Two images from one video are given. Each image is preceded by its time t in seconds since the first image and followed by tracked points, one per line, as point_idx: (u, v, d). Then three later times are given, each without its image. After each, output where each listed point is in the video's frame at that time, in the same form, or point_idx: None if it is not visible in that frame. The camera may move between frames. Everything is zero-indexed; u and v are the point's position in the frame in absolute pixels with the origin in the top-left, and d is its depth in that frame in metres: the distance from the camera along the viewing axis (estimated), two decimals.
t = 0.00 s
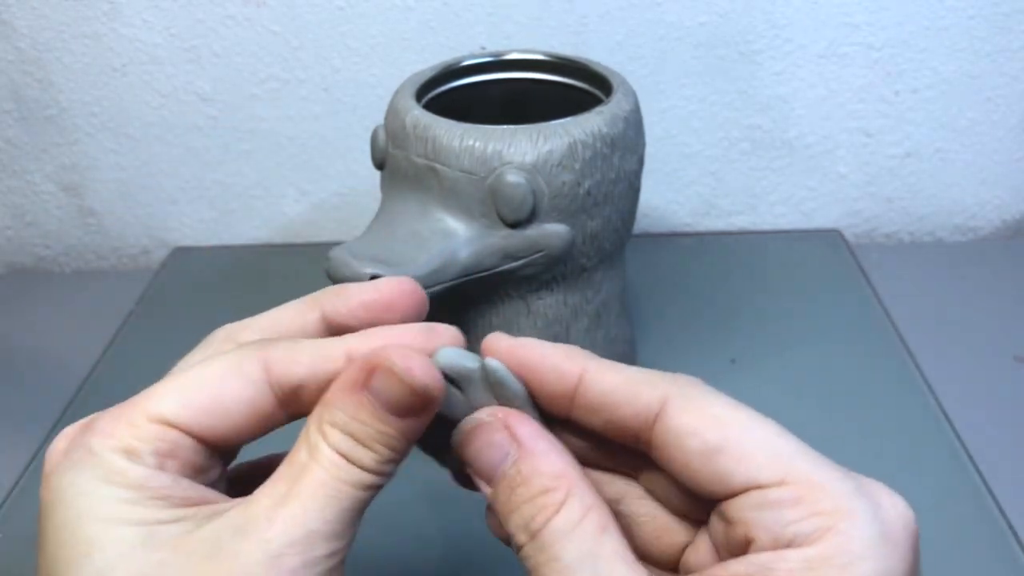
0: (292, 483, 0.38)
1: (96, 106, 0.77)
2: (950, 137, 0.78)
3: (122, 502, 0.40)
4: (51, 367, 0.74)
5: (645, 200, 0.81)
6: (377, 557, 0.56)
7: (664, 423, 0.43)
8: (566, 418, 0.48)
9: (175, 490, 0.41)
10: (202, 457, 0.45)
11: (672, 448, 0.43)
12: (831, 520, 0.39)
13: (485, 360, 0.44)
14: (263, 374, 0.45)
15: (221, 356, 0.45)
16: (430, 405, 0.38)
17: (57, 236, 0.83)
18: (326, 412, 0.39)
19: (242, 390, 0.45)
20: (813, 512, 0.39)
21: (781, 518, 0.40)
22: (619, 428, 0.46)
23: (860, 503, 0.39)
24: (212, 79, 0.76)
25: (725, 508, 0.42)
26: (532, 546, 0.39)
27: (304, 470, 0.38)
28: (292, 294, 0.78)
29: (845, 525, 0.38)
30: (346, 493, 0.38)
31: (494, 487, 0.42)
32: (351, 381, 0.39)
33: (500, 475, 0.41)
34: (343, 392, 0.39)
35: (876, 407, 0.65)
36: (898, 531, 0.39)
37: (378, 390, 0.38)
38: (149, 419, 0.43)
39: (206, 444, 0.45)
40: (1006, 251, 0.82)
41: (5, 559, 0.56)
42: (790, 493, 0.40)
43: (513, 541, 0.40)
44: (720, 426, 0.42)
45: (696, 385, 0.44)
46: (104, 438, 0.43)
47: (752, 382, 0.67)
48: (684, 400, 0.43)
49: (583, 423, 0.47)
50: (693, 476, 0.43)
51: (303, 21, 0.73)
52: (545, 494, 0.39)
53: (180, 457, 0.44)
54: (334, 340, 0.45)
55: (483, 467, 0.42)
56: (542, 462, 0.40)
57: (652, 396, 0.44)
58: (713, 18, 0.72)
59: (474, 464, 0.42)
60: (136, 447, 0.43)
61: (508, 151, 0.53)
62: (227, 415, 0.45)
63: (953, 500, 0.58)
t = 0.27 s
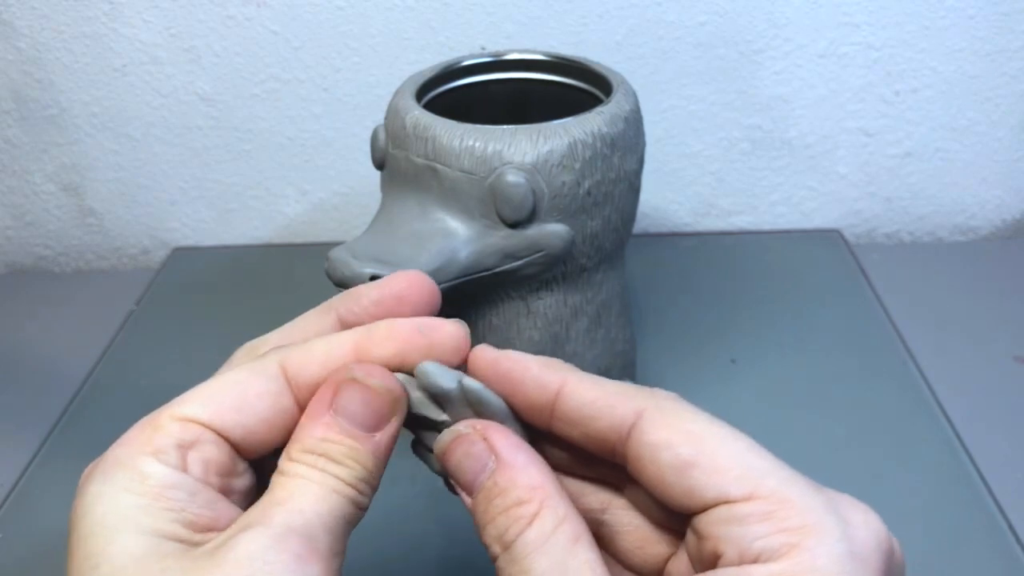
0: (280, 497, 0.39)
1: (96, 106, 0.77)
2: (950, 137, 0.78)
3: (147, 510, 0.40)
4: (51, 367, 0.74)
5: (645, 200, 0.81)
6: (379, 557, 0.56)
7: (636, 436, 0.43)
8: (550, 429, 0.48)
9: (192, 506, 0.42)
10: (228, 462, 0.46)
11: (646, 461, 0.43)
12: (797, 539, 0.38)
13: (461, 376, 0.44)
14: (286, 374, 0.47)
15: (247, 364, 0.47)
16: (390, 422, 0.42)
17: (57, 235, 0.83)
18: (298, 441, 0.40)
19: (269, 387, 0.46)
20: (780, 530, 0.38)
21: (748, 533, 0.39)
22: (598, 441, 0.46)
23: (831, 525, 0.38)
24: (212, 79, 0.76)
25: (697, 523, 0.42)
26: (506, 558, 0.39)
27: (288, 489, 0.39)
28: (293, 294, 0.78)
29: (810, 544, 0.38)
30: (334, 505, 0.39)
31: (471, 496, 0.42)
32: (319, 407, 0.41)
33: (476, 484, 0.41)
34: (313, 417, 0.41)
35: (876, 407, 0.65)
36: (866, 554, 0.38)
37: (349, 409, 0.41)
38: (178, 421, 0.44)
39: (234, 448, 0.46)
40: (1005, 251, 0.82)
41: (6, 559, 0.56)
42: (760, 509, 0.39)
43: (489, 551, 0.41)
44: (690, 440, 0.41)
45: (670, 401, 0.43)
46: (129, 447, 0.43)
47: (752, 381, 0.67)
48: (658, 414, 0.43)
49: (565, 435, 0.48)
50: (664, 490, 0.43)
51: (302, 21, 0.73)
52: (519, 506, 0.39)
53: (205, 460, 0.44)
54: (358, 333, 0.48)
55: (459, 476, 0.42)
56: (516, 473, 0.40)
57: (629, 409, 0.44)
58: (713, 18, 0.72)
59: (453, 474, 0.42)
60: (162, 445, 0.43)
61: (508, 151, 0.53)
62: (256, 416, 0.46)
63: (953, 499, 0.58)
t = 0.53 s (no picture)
0: (283, 475, 0.39)
1: (96, 106, 0.77)
2: (950, 137, 0.78)
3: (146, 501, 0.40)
4: (51, 367, 0.74)
5: (645, 200, 0.81)
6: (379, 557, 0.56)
7: (655, 426, 0.44)
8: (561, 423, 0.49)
9: (188, 494, 0.42)
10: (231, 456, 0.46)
11: (666, 450, 0.43)
12: (822, 525, 0.39)
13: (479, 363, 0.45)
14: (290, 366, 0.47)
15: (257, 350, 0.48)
16: (403, 386, 0.41)
17: (57, 235, 0.83)
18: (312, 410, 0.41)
19: (273, 380, 0.46)
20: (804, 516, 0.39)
21: (771, 519, 0.40)
22: (614, 432, 0.47)
23: (852, 511, 0.39)
24: (212, 79, 0.76)
25: (715, 511, 0.42)
26: (522, 548, 0.39)
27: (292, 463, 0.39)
28: (292, 295, 0.78)
29: (834, 530, 0.38)
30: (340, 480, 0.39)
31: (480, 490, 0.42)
32: (333, 371, 0.41)
33: (484, 477, 0.42)
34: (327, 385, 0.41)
35: (876, 407, 0.65)
36: (887, 539, 0.39)
37: (359, 373, 0.41)
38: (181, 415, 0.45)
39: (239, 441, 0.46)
40: (1005, 251, 0.82)
41: (6, 559, 0.56)
42: (783, 495, 0.40)
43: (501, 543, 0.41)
44: (710, 430, 0.42)
45: (686, 391, 0.44)
46: (136, 434, 0.44)
47: (752, 381, 0.67)
48: (675, 404, 0.44)
49: (577, 427, 0.48)
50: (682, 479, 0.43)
51: (302, 21, 0.73)
52: (535, 497, 0.40)
53: (207, 456, 0.45)
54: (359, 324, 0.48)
55: (468, 469, 0.42)
56: (531, 463, 0.41)
57: (646, 399, 0.44)
58: (713, 18, 0.72)
59: (461, 467, 0.43)
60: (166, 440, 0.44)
61: (507, 151, 0.53)
62: (258, 409, 0.46)
63: (953, 499, 0.58)
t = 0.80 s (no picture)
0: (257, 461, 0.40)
1: (96, 106, 0.77)
2: (950, 137, 0.78)
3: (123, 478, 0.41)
4: (51, 367, 0.74)
5: (645, 200, 0.81)
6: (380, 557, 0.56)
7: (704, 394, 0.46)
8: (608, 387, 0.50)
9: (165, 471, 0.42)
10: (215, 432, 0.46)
11: (713, 417, 0.46)
12: (855, 508, 0.41)
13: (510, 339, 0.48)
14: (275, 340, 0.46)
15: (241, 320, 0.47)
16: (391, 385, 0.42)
17: (57, 235, 0.83)
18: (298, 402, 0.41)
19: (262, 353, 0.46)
20: (839, 498, 0.41)
21: (805, 499, 0.42)
22: (660, 396, 0.49)
23: (883, 499, 0.41)
24: (212, 79, 0.76)
25: (753, 483, 0.45)
26: (559, 533, 0.40)
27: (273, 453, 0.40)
28: (291, 295, 0.78)
29: (866, 514, 0.41)
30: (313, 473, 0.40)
31: (514, 475, 0.42)
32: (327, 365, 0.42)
33: (522, 462, 0.41)
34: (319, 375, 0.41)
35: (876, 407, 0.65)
36: (913, 530, 0.41)
37: (349, 369, 0.41)
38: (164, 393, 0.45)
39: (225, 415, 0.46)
40: (1005, 252, 0.82)
41: (5, 559, 0.56)
42: (820, 477, 0.42)
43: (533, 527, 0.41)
44: (761, 404, 0.45)
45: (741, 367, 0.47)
46: (121, 411, 0.44)
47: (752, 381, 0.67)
48: (727, 377, 0.46)
49: (624, 389, 0.50)
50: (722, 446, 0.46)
51: (302, 21, 0.73)
52: (574, 485, 0.40)
53: (190, 435, 0.45)
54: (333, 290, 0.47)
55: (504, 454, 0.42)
56: (569, 452, 0.41)
57: (698, 366, 0.47)
58: (713, 18, 0.72)
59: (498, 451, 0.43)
60: (150, 419, 0.44)
61: (508, 151, 0.53)
62: (244, 382, 0.46)
63: (953, 499, 0.58)
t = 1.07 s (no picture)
0: (264, 472, 0.40)
1: (96, 106, 0.77)
2: (950, 137, 0.78)
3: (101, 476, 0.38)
4: (51, 367, 0.74)
5: (645, 200, 0.81)
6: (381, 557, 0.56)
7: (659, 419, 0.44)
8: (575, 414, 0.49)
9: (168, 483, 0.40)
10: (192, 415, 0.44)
11: (667, 443, 0.43)
12: (815, 522, 0.38)
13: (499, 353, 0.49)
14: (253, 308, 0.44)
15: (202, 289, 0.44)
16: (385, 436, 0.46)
17: (57, 235, 0.83)
18: (303, 424, 0.42)
19: (236, 324, 0.43)
20: (800, 512, 0.39)
21: (766, 515, 0.39)
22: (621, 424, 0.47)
23: (849, 505, 0.39)
24: (212, 79, 0.76)
25: (718, 505, 0.42)
26: (529, 544, 0.39)
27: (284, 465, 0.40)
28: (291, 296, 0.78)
29: (828, 525, 0.38)
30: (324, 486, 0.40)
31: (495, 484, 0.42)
32: (336, 403, 0.44)
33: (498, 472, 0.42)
34: (326, 410, 0.43)
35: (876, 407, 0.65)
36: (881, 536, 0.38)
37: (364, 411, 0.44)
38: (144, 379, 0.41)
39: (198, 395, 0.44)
40: (1005, 251, 0.82)
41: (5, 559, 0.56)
42: (781, 490, 0.39)
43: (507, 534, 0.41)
44: (711, 423, 0.42)
45: (699, 384, 0.44)
46: (91, 403, 0.40)
47: (752, 382, 0.67)
48: (684, 397, 0.43)
49: (589, 417, 0.48)
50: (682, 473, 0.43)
51: (303, 22, 0.73)
52: (541, 495, 0.40)
53: (177, 422, 0.43)
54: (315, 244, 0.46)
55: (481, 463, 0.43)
56: (540, 462, 0.41)
57: (653, 393, 0.45)
58: (713, 18, 0.72)
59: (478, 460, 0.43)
60: (128, 412, 0.40)
61: (508, 151, 0.53)
62: (228, 356, 0.44)
63: (954, 500, 0.58)
